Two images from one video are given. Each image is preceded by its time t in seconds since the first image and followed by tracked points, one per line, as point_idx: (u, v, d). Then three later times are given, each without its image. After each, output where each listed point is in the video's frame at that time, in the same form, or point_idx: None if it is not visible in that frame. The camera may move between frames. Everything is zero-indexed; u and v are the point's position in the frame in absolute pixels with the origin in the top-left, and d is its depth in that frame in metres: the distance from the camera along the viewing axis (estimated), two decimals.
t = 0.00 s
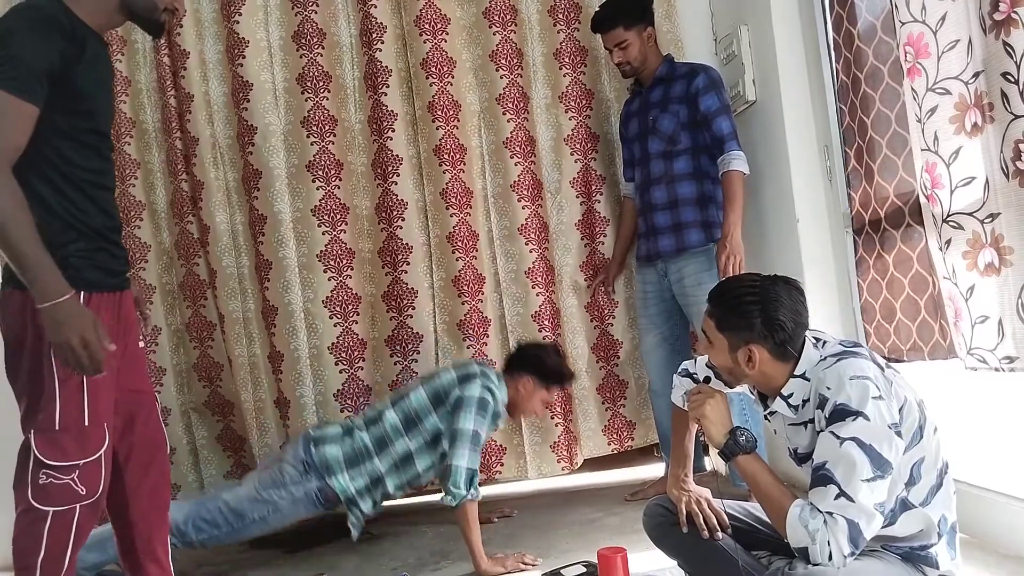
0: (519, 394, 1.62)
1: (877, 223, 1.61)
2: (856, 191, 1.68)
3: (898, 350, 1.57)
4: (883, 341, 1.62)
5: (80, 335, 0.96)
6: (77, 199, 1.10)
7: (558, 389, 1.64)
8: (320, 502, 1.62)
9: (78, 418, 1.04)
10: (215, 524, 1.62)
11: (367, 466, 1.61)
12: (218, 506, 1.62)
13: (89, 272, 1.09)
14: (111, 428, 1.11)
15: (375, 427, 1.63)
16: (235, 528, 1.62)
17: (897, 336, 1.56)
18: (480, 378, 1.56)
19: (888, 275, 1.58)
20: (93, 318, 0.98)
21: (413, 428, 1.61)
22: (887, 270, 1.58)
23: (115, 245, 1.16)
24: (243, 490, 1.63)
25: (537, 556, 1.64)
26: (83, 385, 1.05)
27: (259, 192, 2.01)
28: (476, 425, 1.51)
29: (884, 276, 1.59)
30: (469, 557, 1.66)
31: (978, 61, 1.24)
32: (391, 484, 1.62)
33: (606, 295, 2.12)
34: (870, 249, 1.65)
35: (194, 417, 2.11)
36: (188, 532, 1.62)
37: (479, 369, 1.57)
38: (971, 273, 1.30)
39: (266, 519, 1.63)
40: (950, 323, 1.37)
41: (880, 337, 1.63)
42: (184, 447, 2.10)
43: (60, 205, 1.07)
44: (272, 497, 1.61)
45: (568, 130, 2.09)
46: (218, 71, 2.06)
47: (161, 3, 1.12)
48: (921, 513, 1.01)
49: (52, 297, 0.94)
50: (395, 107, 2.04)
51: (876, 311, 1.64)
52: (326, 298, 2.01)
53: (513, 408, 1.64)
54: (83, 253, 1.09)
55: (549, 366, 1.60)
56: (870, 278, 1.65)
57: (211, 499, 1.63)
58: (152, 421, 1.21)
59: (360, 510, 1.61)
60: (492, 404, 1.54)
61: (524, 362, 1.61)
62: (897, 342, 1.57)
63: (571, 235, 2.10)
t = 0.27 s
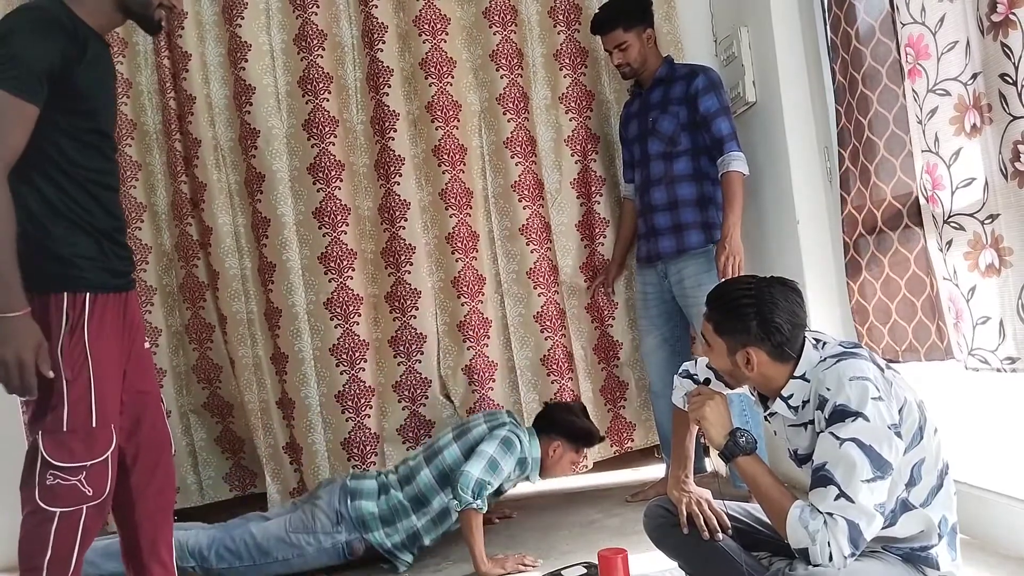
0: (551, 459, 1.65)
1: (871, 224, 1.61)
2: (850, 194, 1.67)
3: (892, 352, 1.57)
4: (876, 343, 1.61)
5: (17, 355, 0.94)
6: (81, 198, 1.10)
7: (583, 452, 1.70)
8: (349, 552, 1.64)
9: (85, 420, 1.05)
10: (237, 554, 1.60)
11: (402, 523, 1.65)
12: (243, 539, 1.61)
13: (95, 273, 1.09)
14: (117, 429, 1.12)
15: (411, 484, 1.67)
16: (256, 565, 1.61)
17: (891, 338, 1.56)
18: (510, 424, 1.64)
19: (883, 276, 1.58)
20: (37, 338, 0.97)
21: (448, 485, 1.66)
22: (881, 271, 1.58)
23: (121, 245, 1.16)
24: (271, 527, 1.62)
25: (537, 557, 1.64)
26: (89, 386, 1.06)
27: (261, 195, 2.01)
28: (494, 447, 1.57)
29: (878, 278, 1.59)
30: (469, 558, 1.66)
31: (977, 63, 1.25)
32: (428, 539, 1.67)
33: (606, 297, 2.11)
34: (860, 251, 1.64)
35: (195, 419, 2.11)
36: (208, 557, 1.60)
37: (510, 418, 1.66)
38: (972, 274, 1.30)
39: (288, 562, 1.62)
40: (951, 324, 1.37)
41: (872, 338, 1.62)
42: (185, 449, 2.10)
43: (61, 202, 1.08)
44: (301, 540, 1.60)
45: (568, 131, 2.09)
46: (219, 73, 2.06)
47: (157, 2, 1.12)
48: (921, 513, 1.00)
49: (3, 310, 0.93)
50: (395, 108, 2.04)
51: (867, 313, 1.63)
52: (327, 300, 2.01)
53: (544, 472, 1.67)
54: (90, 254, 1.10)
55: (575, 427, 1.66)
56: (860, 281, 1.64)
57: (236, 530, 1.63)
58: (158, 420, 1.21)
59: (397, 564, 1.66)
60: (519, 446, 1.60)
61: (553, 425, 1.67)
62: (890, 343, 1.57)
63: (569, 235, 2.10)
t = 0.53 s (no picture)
0: (546, 436, 1.67)
1: (867, 224, 1.60)
2: (846, 194, 1.66)
3: (888, 352, 1.57)
4: (873, 343, 1.61)
5: (36, 351, 0.97)
6: (82, 198, 1.10)
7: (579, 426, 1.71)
8: (347, 548, 1.62)
9: (85, 420, 1.04)
10: (236, 550, 1.59)
11: (401, 519, 1.64)
12: (242, 534, 1.59)
13: (99, 273, 1.10)
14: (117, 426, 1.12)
15: (409, 481, 1.66)
16: (255, 561, 1.59)
17: (887, 338, 1.56)
18: (500, 416, 1.64)
19: (880, 276, 1.57)
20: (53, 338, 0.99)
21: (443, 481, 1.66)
22: (880, 270, 1.58)
23: (122, 245, 1.17)
24: (270, 523, 1.60)
25: (538, 556, 1.64)
26: (89, 385, 1.05)
27: (263, 195, 2.01)
28: (490, 444, 1.56)
29: (876, 277, 1.59)
30: (469, 558, 1.66)
31: (976, 63, 1.25)
32: (426, 534, 1.67)
33: (606, 296, 2.11)
34: (858, 252, 1.63)
35: (194, 418, 2.11)
36: (207, 552, 1.59)
37: (499, 410, 1.66)
38: (974, 274, 1.30)
39: (286, 557, 1.59)
40: (954, 323, 1.37)
41: (869, 338, 1.62)
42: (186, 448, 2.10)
43: (60, 200, 1.07)
44: (299, 535, 1.58)
45: (569, 130, 2.09)
46: (220, 73, 2.06)
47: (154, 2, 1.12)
48: (922, 513, 1.01)
49: (13, 309, 0.96)
50: (396, 108, 2.04)
51: (864, 313, 1.62)
52: (329, 300, 2.00)
53: (540, 450, 1.69)
54: (93, 254, 1.10)
55: (569, 403, 1.67)
56: (858, 281, 1.63)
57: (234, 525, 1.61)
58: (168, 418, 1.20)
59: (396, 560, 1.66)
60: (511, 436, 1.60)
61: (547, 404, 1.67)
62: (886, 343, 1.57)
63: (569, 235, 2.11)
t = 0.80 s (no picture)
0: (518, 376, 1.63)
1: (866, 222, 1.61)
2: (843, 193, 1.67)
3: (888, 350, 1.57)
4: (872, 341, 1.61)
5: (79, 333, 0.98)
6: (86, 194, 1.10)
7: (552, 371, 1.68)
8: (326, 504, 1.65)
9: (90, 416, 1.04)
10: (219, 521, 1.64)
11: (374, 470, 1.64)
12: (221, 505, 1.64)
13: (103, 271, 1.09)
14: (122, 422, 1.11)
15: (380, 430, 1.66)
16: (239, 527, 1.65)
17: (886, 336, 1.56)
18: (473, 373, 1.58)
19: (879, 275, 1.58)
20: (94, 319, 1.00)
21: (416, 432, 1.65)
22: (879, 268, 1.58)
23: (127, 241, 1.16)
24: (248, 488, 1.66)
25: (538, 554, 1.64)
26: (94, 383, 1.04)
27: (266, 194, 2.02)
28: (473, 422, 1.51)
29: (875, 276, 1.59)
30: (470, 555, 1.66)
31: (977, 61, 1.25)
32: (400, 487, 1.65)
33: (606, 294, 2.11)
34: (856, 250, 1.64)
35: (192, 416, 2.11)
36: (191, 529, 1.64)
37: (472, 364, 1.60)
38: (978, 272, 1.29)
39: (270, 519, 1.65)
40: (957, 322, 1.36)
41: (868, 336, 1.62)
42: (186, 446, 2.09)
43: (63, 197, 1.07)
44: (278, 496, 1.64)
45: (569, 128, 2.09)
46: (220, 70, 2.06)
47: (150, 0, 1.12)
48: (921, 511, 1.01)
49: (51, 297, 0.96)
50: (398, 106, 2.03)
51: (862, 311, 1.63)
52: (332, 299, 2.02)
53: (511, 392, 1.66)
54: (97, 251, 1.10)
55: (545, 346, 1.64)
56: (857, 279, 1.64)
57: (215, 497, 1.66)
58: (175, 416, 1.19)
59: (372, 512, 1.64)
60: (488, 398, 1.55)
61: (522, 346, 1.63)
62: (886, 341, 1.57)
63: (569, 233, 2.10)
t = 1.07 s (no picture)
0: (493, 343, 1.64)
1: (868, 221, 1.61)
2: (844, 192, 1.68)
3: (890, 350, 1.57)
4: (875, 340, 1.61)
5: (63, 336, 0.98)
6: (86, 193, 1.10)
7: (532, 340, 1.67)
8: (304, 464, 1.65)
9: (92, 415, 1.04)
10: (201, 497, 1.57)
11: (346, 425, 1.66)
12: (202, 480, 1.57)
13: (103, 270, 1.09)
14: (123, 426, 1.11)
15: (354, 387, 1.68)
16: (222, 500, 1.59)
17: (890, 335, 1.56)
18: (456, 346, 1.60)
19: (881, 274, 1.58)
20: (79, 323, 1.00)
21: (389, 389, 1.67)
22: (881, 268, 1.58)
23: (128, 240, 1.16)
24: (226, 461, 1.61)
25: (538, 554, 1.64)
26: (97, 382, 1.05)
27: (266, 194, 2.01)
28: (459, 399, 1.55)
29: (877, 275, 1.59)
30: (470, 555, 1.67)
31: (976, 61, 1.25)
32: (372, 442, 1.69)
33: (606, 294, 2.11)
34: (859, 249, 1.64)
35: (191, 416, 2.11)
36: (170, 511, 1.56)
37: (454, 335, 1.62)
38: (980, 271, 1.29)
39: (252, 488, 1.60)
40: (959, 322, 1.36)
41: (871, 336, 1.63)
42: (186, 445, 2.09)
43: (62, 196, 1.07)
44: (256, 461, 1.60)
45: (569, 127, 2.09)
46: (220, 70, 2.06)
47: None
48: (922, 511, 1.01)
49: (40, 298, 0.96)
50: (400, 107, 2.03)
51: (865, 311, 1.64)
52: (333, 300, 2.03)
53: (487, 358, 1.66)
54: (98, 251, 1.10)
55: (526, 315, 1.62)
56: (859, 279, 1.65)
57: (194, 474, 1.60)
58: (168, 417, 1.19)
59: (345, 469, 1.68)
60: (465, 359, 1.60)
61: (504, 312, 1.63)
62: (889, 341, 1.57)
63: (569, 232, 2.10)
